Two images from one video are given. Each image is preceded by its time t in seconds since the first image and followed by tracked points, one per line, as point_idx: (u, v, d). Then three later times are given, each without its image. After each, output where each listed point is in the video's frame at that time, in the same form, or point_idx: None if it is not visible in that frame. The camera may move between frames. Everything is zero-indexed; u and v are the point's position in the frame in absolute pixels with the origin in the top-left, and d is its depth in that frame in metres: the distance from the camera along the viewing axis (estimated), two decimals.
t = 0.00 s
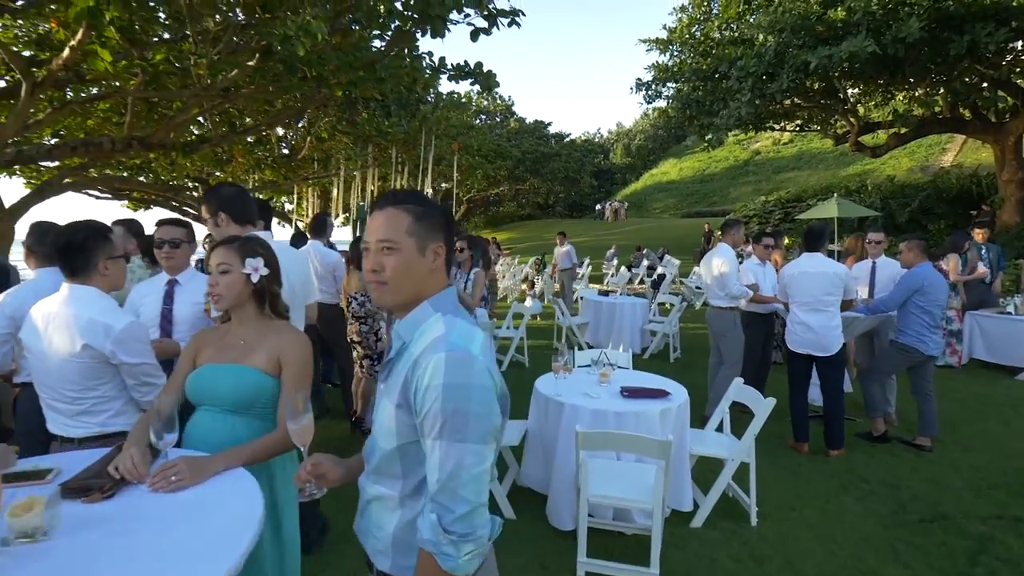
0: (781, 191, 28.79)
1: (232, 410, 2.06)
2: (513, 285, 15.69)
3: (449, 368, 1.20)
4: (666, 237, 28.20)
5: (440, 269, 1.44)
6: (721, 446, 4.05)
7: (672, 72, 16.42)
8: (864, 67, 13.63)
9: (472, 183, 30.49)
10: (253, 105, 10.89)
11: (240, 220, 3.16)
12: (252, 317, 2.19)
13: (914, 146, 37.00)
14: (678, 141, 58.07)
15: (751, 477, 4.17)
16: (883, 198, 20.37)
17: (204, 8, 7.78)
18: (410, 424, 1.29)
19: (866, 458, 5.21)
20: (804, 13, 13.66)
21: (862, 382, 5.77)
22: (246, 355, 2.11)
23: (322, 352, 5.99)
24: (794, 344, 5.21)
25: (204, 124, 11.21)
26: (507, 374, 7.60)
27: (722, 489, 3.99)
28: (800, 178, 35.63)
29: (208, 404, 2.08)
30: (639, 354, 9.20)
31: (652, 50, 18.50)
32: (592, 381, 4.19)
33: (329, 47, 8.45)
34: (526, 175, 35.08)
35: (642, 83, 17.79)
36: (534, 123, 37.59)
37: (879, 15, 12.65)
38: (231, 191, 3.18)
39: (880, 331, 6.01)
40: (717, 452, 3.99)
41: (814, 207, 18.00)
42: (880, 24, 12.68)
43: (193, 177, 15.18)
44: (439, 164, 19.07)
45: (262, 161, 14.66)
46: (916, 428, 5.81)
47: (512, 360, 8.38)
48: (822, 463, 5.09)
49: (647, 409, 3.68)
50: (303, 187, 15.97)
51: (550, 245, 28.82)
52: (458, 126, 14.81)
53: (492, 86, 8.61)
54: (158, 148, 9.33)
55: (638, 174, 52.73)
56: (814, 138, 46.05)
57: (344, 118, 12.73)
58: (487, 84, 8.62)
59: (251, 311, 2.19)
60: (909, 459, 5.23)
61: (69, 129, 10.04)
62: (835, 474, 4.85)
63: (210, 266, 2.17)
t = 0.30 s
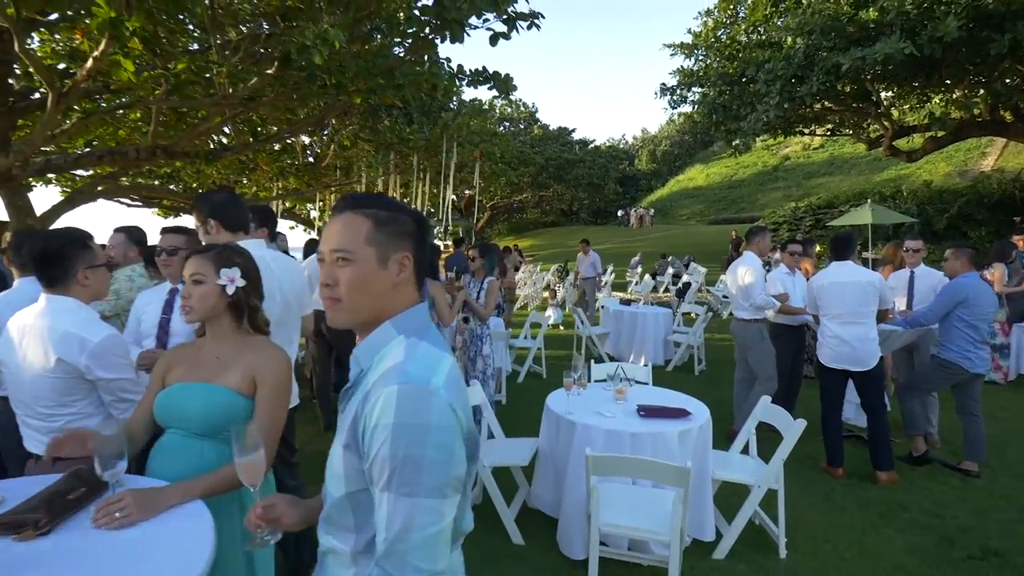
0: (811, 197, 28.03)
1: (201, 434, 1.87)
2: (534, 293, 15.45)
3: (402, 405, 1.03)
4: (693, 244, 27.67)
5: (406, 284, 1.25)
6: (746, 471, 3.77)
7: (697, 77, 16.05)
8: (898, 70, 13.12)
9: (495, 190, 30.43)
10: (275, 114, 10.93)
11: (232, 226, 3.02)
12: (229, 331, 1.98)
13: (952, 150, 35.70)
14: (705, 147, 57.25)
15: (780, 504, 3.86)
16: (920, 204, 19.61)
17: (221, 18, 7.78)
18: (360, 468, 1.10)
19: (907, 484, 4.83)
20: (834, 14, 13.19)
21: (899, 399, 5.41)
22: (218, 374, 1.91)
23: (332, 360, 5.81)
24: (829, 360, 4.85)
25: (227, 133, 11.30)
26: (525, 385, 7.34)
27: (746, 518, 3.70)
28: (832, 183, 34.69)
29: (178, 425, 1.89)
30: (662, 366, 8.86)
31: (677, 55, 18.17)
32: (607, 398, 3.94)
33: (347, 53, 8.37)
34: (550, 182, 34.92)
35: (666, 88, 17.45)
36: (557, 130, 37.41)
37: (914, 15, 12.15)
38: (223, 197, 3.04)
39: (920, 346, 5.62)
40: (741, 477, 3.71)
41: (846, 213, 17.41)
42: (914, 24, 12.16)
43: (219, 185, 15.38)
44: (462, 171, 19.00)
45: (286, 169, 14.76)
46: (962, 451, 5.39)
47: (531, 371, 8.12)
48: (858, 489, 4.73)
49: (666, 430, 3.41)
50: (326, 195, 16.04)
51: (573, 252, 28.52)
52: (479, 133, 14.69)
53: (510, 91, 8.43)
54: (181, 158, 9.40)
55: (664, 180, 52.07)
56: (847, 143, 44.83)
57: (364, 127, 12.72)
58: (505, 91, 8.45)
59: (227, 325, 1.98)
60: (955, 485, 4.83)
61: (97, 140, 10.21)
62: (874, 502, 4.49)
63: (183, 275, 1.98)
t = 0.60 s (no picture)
0: (846, 200, 27.13)
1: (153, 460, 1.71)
2: (557, 298, 15.18)
3: (316, 454, 0.85)
4: (721, 248, 27.05)
5: (344, 301, 1.08)
6: (771, 498, 3.48)
7: (726, 78, 15.63)
8: (939, 68, 12.53)
9: (520, 193, 30.27)
10: (298, 119, 10.94)
11: (233, 228, 2.87)
12: (189, 346, 1.81)
13: (995, 152, 34.23)
14: (735, 149, 56.20)
15: (810, 535, 3.55)
16: (962, 208, 18.76)
17: (242, 24, 7.76)
18: (271, 529, 0.91)
19: (953, 512, 4.45)
20: (869, 11, 12.66)
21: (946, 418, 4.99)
22: (175, 394, 1.74)
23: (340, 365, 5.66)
24: (872, 376, 4.50)
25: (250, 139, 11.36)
26: (542, 395, 7.08)
27: (771, 550, 3.40)
28: (868, 186, 33.60)
29: (130, 449, 1.72)
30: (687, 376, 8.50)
31: (704, 56, 17.77)
32: (620, 415, 3.70)
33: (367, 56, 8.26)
34: (575, 185, 34.62)
35: (694, 90, 17.02)
36: (583, 133, 37.10)
37: (955, 11, 11.58)
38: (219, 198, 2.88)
39: (966, 361, 5.21)
40: (766, 505, 3.42)
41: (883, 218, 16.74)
42: (957, 20, 11.59)
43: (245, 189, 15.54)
44: (485, 175, 18.88)
45: (310, 173, 14.84)
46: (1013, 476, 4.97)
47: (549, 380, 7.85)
48: (899, 516, 4.37)
49: (683, 452, 3.15)
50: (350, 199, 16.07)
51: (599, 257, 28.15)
52: (502, 136, 14.52)
53: (532, 94, 8.21)
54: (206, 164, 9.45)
55: (693, 182, 51.19)
56: (883, 144, 43.43)
57: (386, 131, 12.69)
58: (526, 93, 8.25)
59: (188, 340, 1.82)
60: (1008, 515, 4.42)
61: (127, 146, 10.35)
62: (916, 532, 4.13)
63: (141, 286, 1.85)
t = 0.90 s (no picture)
0: (882, 200, 26.17)
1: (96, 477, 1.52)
2: (577, 299, 14.88)
3: (191, 508, 0.67)
4: (749, 250, 26.36)
5: (268, 308, 0.87)
6: (799, 522, 3.22)
7: (755, 75, 15.12)
8: (984, 62, 11.89)
9: (544, 193, 29.96)
10: (319, 118, 10.87)
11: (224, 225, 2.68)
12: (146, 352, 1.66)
13: None
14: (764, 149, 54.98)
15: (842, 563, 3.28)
16: (1007, 208, 17.88)
17: (261, 23, 7.68)
18: None
19: (1007, 541, 4.08)
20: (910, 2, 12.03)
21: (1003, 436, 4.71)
22: (125, 405, 1.57)
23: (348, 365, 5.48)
24: (920, 390, 4.16)
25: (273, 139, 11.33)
26: (558, 400, 6.84)
27: None
28: (904, 186, 32.43)
29: (74, 464, 1.55)
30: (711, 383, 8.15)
31: (733, 52, 17.25)
32: (635, 426, 3.46)
33: (386, 54, 8.11)
34: (600, 185, 34.15)
35: (722, 87, 16.52)
36: (609, 133, 36.58)
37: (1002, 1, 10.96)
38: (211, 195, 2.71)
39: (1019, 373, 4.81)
40: (793, 529, 3.16)
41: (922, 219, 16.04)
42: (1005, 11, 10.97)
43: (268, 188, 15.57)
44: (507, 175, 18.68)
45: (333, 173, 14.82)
46: None
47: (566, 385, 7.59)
48: (946, 545, 4.02)
49: (704, 472, 2.90)
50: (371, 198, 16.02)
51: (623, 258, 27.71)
52: (524, 136, 14.29)
53: (556, 93, 7.95)
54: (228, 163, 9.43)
55: (720, 183, 50.21)
56: (921, 143, 41.93)
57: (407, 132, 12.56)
58: (550, 91, 7.98)
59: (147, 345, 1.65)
60: None
61: (153, 145, 10.39)
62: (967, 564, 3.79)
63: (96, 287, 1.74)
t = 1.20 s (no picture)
0: (918, 198, 25.24)
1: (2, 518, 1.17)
2: (599, 298, 14.59)
3: None
4: (778, 248, 25.69)
5: (118, 324, 0.71)
6: (830, 545, 2.96)
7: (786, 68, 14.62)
8: None
9: (567, 190, 29.62)
10: (339, 115, 10.78)
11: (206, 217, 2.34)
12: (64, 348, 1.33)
13: None
14: (794, 145, 53.71)
15: None
16: None
17: (278, 18, 7.58)
18: None
19: None
20: None
21: None
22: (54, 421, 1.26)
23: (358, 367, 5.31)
24: (970, 402, 3.83)
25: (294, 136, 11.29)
26: (576, 403, 6.60)
27: None
28: (942, 183, 31.27)
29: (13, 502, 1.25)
30: (737, 386, 7.82)
31: (763, 45, 16.71)
32: (650, 437, 3.23)
33: (403, 49, 7.93)
34: (624, 182, 33.61)
35: (752, 80, 16.01)
36: (633, 129, 36.05)
37: None
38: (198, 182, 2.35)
39: None
40: (824, 552, 2.90)
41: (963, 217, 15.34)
42: None
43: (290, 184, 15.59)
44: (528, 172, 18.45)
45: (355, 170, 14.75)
46: None
47: (585, 386, 7.35)
48: (996, 570, 3.69)
49: (725, 489, 2.67)
50: (393, 195, 15.96)
51: (647, 256, 27.27)
52: (546, 132, 14.03)
53: (581, 88, 7.67)
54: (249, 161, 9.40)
55: (748, 179, 49.18)
56: (960, 139, 40.44)
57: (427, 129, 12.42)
58: (575, 86, 7.71)
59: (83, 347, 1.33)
60: None
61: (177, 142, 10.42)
62: None
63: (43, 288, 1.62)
